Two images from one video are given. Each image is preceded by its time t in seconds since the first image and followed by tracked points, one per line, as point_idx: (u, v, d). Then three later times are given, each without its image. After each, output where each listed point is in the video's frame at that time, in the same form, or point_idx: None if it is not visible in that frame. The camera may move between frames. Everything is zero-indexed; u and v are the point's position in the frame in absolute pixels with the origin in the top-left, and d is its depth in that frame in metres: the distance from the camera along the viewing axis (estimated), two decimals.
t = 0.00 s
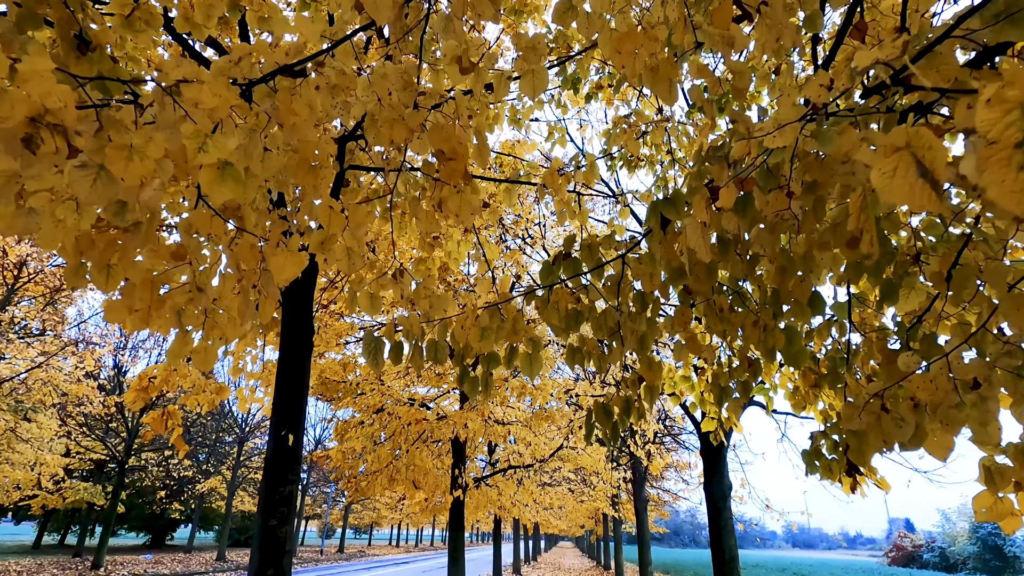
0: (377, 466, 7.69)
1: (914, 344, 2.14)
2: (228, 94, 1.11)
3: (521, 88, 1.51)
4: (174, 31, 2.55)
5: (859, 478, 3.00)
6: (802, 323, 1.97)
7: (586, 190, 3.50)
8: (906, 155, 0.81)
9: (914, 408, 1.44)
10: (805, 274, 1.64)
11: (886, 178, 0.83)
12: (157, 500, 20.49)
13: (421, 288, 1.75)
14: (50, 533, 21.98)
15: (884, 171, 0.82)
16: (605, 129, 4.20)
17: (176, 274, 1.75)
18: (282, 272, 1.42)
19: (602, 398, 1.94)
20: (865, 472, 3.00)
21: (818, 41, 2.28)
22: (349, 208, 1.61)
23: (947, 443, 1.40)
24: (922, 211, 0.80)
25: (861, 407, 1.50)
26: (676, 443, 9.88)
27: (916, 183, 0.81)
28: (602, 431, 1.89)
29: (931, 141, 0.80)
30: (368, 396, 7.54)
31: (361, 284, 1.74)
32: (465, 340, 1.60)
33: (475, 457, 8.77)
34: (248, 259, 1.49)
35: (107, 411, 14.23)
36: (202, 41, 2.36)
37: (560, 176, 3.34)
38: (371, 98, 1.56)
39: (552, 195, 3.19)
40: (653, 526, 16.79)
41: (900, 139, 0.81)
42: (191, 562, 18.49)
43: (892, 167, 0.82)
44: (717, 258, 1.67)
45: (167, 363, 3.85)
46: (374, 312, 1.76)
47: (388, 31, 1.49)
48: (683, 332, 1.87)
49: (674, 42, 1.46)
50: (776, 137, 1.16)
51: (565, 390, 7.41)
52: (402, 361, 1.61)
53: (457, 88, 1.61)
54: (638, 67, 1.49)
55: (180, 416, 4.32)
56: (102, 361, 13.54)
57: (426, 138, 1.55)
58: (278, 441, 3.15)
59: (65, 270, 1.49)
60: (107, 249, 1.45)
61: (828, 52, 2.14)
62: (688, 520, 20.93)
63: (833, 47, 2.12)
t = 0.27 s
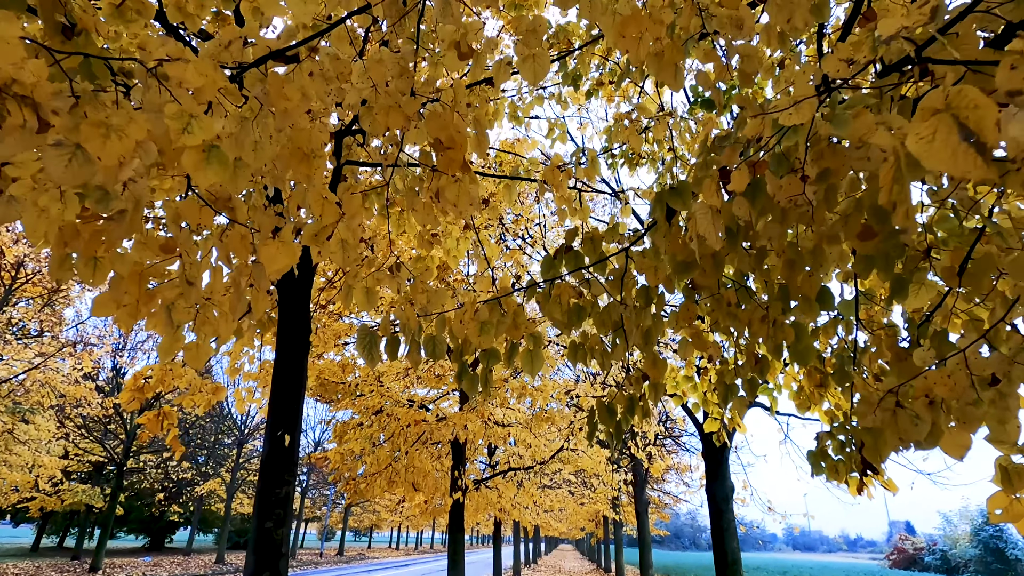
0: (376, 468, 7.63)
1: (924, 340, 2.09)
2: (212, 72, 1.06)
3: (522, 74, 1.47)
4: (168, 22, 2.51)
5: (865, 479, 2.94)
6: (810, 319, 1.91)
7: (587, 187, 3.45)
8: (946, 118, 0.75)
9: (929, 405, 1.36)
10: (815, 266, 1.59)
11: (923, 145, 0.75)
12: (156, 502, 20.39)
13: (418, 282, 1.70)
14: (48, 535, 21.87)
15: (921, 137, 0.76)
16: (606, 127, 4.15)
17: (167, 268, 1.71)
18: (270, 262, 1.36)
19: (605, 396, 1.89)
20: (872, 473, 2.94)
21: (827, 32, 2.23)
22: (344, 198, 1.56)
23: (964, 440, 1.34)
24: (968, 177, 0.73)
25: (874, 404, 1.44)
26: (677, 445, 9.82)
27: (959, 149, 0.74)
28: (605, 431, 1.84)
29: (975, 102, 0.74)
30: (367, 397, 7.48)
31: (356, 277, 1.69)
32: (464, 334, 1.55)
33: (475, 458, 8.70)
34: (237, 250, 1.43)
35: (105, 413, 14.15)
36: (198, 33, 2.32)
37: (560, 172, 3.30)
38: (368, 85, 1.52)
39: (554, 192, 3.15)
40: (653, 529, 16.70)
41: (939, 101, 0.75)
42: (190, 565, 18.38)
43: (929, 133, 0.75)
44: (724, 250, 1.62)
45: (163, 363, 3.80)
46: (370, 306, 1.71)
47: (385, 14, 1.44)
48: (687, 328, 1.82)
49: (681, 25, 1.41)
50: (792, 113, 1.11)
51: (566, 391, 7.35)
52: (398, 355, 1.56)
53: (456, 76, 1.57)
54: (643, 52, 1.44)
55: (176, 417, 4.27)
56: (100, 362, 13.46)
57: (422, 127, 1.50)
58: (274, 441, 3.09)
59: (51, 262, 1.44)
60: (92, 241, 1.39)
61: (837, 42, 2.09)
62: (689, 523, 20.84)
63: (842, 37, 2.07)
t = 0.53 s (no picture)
0: (376, 470, 7.56)
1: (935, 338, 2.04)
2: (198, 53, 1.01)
3: (522, 61, 1.43)
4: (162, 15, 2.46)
5: (872, 480, 2.89)
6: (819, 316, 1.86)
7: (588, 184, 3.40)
8: (1001, 74, 0.67)
9: (950, 404, 1.27)
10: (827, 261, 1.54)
11: (974, 106, 0.69)
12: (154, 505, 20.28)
13: (416, 277, 1.65)
14: (46, 539, 21.74)
15: (971, 97, 0.69)
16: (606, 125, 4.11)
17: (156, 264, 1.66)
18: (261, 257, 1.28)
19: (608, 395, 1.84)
20: (879, 475, 2.88)
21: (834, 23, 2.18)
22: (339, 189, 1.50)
23: (986, 439, 1.29)
24: None
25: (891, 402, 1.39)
26: (678, 446, 9.76)
27: (1019, 107, 0.66)
28: (609, 431, 1.78)
29: None
30: (366, 399, 7.41)
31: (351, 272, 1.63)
32: (462, 329, 1.49)
33: (475, 461, 8.63)
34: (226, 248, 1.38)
35: (103, 415, 14.06)
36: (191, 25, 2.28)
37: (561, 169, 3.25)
38: (366, 73, 1.47)
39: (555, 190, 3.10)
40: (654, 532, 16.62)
41: (993, 56, 0.67)
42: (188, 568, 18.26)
43: (982, 92, 0.69)
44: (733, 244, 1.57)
45: (158, 364, 3.74)
46: (366, 302, 1.65)
47: None
48: (693, 324, 1.76)
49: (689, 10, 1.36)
50: (813, 89, 1.08)
51: (566, 393, 7.31)
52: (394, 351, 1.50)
53: (454, 64, 1.53)
54: (649, 38, 1.39)
55: (171, 419, 4.20)
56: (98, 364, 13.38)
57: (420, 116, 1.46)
58: (270, 442, 3.03)
59: (34, 255, 1.39)
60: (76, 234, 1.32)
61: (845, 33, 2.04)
62: (690, 526, 20.73)
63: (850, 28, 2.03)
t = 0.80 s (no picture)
0: (375, 473, 7.49)
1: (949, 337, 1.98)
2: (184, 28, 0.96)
3: (525, 45, 1.42)
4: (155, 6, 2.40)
5: (880, 483, 2.83)
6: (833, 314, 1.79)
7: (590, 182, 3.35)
8: None
9: (972, 403, 1.22)
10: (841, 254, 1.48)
11: None
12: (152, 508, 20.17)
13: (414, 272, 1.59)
14: (43, 542, 21.61)
15: None
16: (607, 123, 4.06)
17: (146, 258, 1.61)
18: (250, 246, 1.21)
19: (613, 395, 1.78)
20: (887, 478, 2.82)
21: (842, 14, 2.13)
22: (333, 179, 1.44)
23: (1012, 439, 1.23)
24: None
25: (912, 401, 1.32)
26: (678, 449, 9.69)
27: None
28: (615, 432, 1.71)
29: None
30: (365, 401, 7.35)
31: (346, 266, 1.57)
32: (462, 325, 1.43)
33: (474, 463, 8.56)
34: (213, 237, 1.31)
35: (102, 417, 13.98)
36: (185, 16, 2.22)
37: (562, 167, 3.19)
38: (363, 60, 1.42)
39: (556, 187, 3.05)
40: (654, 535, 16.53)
41: None
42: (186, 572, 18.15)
43: None
44: (742, 237, 1.51)
45: (152, 364, 3.67)
46: (361, 298, 1.59)
47: None
48: (701, 321, 1.70)
49: None
50: (842, 60, 1.01)
51: (567, 394, 7.24)
52: (390, 348, 1.44)
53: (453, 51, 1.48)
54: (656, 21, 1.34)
55: (167, 420, 4.13)
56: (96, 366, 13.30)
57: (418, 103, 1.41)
58: (265, 444, 2.96)
59: (16, 247, 1.34)
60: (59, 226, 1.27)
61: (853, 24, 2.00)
62: (690, 528, 20.66)
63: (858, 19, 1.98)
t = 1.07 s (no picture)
0: (374, 475, 7.42)
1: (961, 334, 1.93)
2: (167, 4, 0.92)
3: (526, 30, 1.35)
4: None
5: (888, 484, 2.78)
6: (843, 308, 1.74)
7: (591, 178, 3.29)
8: None
9: (996, 401, 1.18)
10: (854, 246, 1.43)
11: None
12: (150, 511, 20.06)
13: (412, 267, 1.54)
14: (42, 544, 21.48)
15: None
16: (608, 121, 4.01)
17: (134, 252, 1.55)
18: (238, 236, 1.16)
19: (617, 394, 1.73)
20: (895, 479, 2.76)
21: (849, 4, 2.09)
22: (328, 168, 1.39)
23: None
24: None
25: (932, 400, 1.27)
26: (679, 450, 9.62)
27: None
28: (622, 432, 1.65)
29: None
30: (364, 403, 7.28)
31: (340, 261, 1.52)
32: (462, 320, 1.37)
33: (474, 465, 8.49)
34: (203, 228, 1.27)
35: (100, 419, 13.89)
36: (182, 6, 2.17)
37: (563, 163, 3.14)
38: (359, 45, 1.36)
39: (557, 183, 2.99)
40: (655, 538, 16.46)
41: None
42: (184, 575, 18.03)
43: None
44: (753, 228, 1.46)
45: (148, 364, 3.61)
46: (357, 292, 1.53)
47: None
48: (709, 316, 1.66)
49: None
50: (869, 25, 0.94)
51: (568, 395, 7.18)
52: (387, 342, 1.38)
53: (453, 38, 1.44)
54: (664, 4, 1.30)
55: (162, 421, 4.06)
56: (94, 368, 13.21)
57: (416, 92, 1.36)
58: (261, 446, 2.89)
59: None
60: (42, 215, 1.21)
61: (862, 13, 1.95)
62: (690, 531, 20.58)
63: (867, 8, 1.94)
